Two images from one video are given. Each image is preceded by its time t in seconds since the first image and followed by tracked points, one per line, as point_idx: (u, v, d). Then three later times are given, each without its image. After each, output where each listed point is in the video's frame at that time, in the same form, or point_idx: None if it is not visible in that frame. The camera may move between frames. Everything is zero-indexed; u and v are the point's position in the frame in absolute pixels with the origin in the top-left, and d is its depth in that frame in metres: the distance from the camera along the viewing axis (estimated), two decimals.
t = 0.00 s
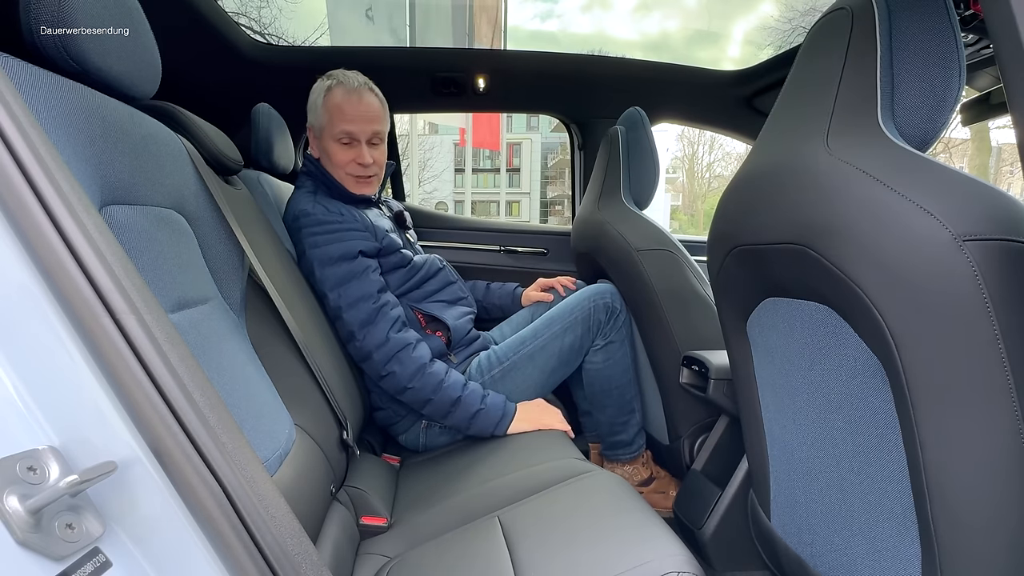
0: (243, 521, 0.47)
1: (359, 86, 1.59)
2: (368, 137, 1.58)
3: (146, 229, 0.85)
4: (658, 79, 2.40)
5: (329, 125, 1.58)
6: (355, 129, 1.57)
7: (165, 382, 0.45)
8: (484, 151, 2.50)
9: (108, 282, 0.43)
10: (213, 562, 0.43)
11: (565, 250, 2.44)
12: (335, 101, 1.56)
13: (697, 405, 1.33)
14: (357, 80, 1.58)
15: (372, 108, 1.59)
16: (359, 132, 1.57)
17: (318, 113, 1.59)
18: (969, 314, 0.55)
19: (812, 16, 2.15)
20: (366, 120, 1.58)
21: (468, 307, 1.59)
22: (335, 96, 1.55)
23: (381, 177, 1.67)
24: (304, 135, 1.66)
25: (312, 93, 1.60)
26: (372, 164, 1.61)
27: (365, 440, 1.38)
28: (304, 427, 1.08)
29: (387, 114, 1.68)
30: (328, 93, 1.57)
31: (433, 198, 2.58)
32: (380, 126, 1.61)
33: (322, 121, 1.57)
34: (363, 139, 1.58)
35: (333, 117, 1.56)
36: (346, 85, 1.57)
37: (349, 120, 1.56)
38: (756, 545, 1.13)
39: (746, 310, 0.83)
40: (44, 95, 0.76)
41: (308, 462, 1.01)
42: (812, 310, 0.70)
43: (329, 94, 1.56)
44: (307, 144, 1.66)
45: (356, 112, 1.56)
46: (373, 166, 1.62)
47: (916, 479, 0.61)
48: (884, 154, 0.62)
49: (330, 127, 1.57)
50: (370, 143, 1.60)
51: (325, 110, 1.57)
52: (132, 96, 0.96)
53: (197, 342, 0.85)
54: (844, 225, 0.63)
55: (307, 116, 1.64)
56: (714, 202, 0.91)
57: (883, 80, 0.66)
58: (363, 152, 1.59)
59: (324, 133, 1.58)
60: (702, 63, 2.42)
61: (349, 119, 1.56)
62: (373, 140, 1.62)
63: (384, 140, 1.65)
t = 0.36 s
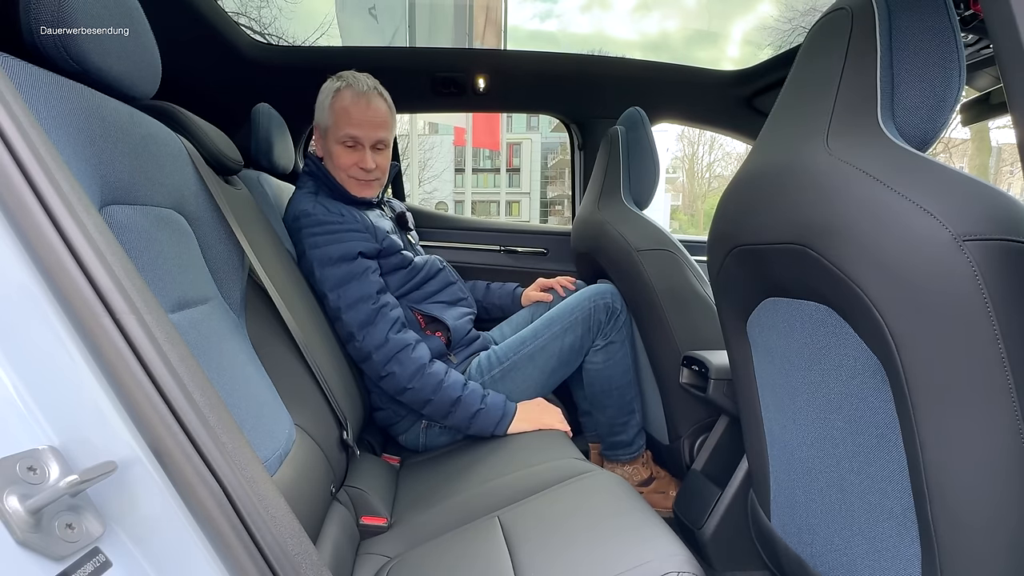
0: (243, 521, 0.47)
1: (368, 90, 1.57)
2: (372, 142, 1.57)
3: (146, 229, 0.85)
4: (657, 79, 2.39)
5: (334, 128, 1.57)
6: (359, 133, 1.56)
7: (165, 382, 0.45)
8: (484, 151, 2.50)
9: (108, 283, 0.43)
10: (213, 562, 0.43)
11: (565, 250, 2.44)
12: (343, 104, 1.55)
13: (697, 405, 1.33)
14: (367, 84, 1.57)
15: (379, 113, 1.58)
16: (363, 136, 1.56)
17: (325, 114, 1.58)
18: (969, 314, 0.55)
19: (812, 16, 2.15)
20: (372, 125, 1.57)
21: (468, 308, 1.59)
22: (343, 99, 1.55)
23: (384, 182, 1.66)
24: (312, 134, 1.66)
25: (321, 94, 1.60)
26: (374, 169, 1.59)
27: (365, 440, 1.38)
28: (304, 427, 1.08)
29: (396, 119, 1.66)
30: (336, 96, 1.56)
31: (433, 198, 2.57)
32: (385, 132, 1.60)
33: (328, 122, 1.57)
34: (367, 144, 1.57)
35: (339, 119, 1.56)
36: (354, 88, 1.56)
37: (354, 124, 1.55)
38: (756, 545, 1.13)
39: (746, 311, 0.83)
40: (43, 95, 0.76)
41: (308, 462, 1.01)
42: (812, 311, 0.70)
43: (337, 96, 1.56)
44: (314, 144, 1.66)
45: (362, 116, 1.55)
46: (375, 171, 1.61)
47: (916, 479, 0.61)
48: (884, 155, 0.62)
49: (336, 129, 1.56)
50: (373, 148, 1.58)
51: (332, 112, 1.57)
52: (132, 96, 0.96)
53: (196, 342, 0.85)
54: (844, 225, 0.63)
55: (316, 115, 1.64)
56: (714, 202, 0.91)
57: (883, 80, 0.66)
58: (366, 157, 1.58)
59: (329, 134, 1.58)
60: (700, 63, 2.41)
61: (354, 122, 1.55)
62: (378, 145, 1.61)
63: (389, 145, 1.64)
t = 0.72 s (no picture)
0: (243, 521, 0.47)
1: (357, 86, 1.60)
2: (365, 137, 1.59)
3: (146, 229, 0.85)
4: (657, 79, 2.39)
5: (327, 126, 1.60)
6: (351, 129, 1.57)
7: (166, 383, 0.45)
8: (484, 151, 2.50)
9: (108, 283, 0.43)
10: (213, 562, 0.43)
11: (565, 250, 2.44)
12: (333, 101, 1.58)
13: (697, 405, 1.33)
14: (356, 81, 1.60)
15: (370, 108, 1.60)
16: (355, 132, 1.58)
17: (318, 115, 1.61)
18: (969, 314, 0.55)
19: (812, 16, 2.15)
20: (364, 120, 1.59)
21: (468, 308, 1.59)
22: (334, 96, 1.57)
23: (381, 178, 1.66)
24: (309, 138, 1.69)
25: (313, 96, 1.63)
26: (368, 165, 1.61)
27: (365, 440, 1.38)
28: (304, 427, 1.08)
29: (388, 115, 1.68)
30: (326, 95, 1.59)
31: (433, 198, 2.58)
32: (378, 126, 1.62)
33: (320, 121, 1.60)
34: (360, 139, 1.59)
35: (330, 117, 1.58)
36: (344, 85, 1.59)
37: (345, 121, 1.57)
38: (756, 545, 1.13)
39: (746, 311, 0.83)
40: (44, 95, 0.76)
41: (309, 462, 1.01)
42: (812, 311, 0.70)
43: (327, 95, 1.59)
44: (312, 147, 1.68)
45: (352, 112, 1.58)
46: (371, 167, 1.62)
47: (917, 480, 0.61)
48: (884, 155, 0.62)
49: (328, 127, 1.58)
50: (367, 143, 1.60)
51: (324, 111, 1.59)
52: (132, 96, 0.96)
53: (196, 342, 0.85)
54: (844, 226, 0.63)
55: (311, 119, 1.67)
56: (714, 203, 0.91)
57: (883, 80, 0.66)
58: (360, 152, 1.59)
59: (323, 134, 1.60)
60: (701, 63, 2.41)
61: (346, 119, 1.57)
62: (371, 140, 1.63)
63: (383, 140, 1.65)
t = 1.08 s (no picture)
0: (243, 521, 0.47)
1: (323, 77, 1.64)
2: (338, 121, 1.62)
3: (146, 229, 0.85)
4: (658, 79, 2.39)
5: (303, 122, 1.64)
6: (322, 116, 1.61)
7: (166, 383, 0.45)
8: (484, 151, 2.49)
9: (108, 283, 0.43)
10: (213, 562, 0.43)
11: (565, 250, 2.44)
12: (302, 96, 1.63)
13: (697, 405, 1.33)
14: (320, 72, 1.65)
15: (339, 93, 1.64)
16: (327, 118, 1.61)
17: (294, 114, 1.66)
18: (969, 313, 0.55)
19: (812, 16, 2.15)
20: (334, 106, 1.63)
21: (468, 307, 1.59)
22: (301, 92, 1.62)
23: (365, 162, 1.67)
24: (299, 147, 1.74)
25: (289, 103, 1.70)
26: (346, 148, 1.61)
27: (365, 440, 1.38)
28: (304, 427, 1.08)
29: (362, 103, 1.71)
30: (295, 93, 1.65)
31: (433, 198, 2.58)
32: (349, 109, 1.64)
33: (296, 119, 1.65)
34: (334, 125, 1.62)
35: (302, 112, 1.63)
36: (308, 79, 1.64)
37: (316, 110, 1.61)
38: (756, 545, 1.13)
39: (746, 310, 0.83)
40: (44, 95, 0.76)
41: (309, 462, 1.01)
42: (812, 310, 0.70)
43: (295, 93, 1.64)
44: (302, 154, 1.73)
45: (320, 99, 1.61)
46: (350, 151, 1.63)
47: (917, 480, 0.61)
48: (883, 155, 0.62)
49: (303, 122, 1.63)
50: (342, 128, 1.63)
51: (298, 109, 1.64)
52: (132, 96, 0.96)
53: (196, 342, 0.85)
54: (844, 225, 0.63)
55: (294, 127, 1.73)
56: (714, 202, 0.91)
57: (883, 80, 0.66)
58: (336, 138, 1.61)
59: (300, 131, 1.64)
60: (700, 63, 2.40)
61: (316, 108, 1.61)
62: (347, 127, 1.65)
63: (359, 125, 1.67)
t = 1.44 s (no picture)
0: (243, 521, 0.47)
1: (329, 79, 1.63)
2: (344, 125, 1.61)
3: (146, 229, 0.85)
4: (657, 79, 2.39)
5: (306, 123, 1.62)
6: (327, 118, 1.60)
7: (166, 383, 0.45)
8: (484, 151, 2.49)
9: (108, 283, 0.43)
10: (213, 562, 0.43)
11: (565, 250, 2.44)
12: (308, 97, 1.61)
13: (697, 405, 1.33)
14: (326, 73, 1.63)
15: (345, 96, 1.63)
16: (332, 120, 1.60)
17: (296, 114, 1.64)
18: (969, 313, 0.55)
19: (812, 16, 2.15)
20: (340, 108, 1.62)
21: (469, 308, 1.59)
22: (307, 93, 1.61)
23: (368, 166, 1.67)
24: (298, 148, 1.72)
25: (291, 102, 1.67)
26: (351, 151, 1.61)
27: (365, 440, 1.38)
28: (304, 427, 1.08)
29: (366, 107, 1.71)
30: (299, 94, 1.63)
31: (433, 198, 2.58)
32: (355, 113, 1.63)
33: (299, 119, 1.63)
34: (339, 128, 1.61)
35: (307, 112, 1.61)
36: (314, 81, 1.63)
37: (322, 112, 1.60)
38: (756, 545, 1.13)
39: (746, 310, 0.83)
40: (44, 95, 0.76)
41: (309, 462, 1.01)
42: (812, 310, 0.70)
43: (300, 94, 1.62)
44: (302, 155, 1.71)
45: (326, 102, 1.60)
46: (354, 154, 1.62)
47: (917, 479, 0.61)
48: (883, 155, 0.62)
49: (306, 123, 1.61)
50: (347, 131, 1.62)
51: (301, 109, 1.63)
52: (132, 96, 0.96)
53: (196, 342, 0.85)
54: (843, 225, 0.63)
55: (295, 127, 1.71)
56: (714, 202, 0.91)
57: (884, 80, 0.66)
58: (341, 141, 1.60)
59: (303, 132, 1.63)
60: (700, 63, 2.41)
61: (322, 110, 1.60)
62: (352, 129, 1.64)
63: (364, 128, 1.66)
